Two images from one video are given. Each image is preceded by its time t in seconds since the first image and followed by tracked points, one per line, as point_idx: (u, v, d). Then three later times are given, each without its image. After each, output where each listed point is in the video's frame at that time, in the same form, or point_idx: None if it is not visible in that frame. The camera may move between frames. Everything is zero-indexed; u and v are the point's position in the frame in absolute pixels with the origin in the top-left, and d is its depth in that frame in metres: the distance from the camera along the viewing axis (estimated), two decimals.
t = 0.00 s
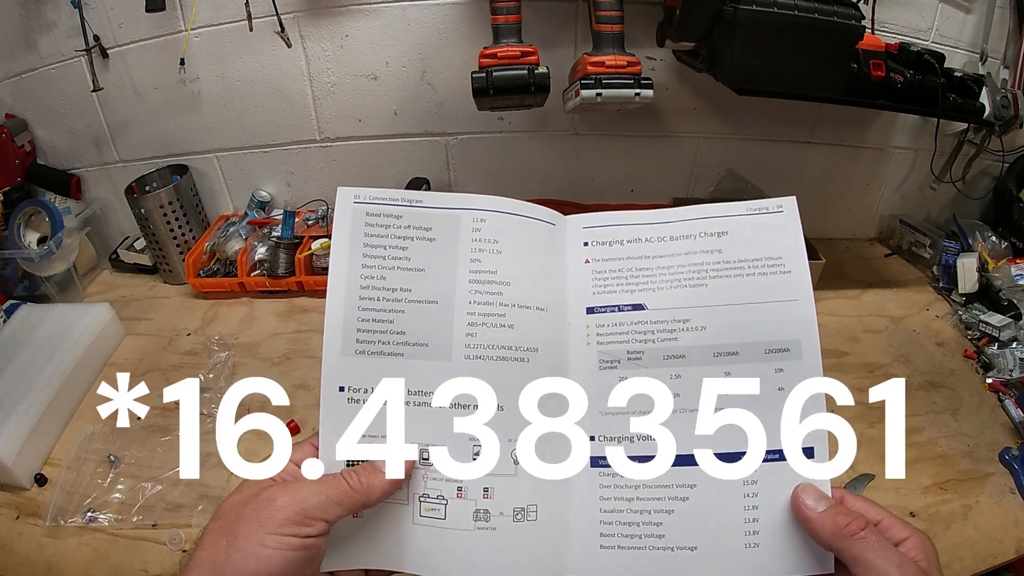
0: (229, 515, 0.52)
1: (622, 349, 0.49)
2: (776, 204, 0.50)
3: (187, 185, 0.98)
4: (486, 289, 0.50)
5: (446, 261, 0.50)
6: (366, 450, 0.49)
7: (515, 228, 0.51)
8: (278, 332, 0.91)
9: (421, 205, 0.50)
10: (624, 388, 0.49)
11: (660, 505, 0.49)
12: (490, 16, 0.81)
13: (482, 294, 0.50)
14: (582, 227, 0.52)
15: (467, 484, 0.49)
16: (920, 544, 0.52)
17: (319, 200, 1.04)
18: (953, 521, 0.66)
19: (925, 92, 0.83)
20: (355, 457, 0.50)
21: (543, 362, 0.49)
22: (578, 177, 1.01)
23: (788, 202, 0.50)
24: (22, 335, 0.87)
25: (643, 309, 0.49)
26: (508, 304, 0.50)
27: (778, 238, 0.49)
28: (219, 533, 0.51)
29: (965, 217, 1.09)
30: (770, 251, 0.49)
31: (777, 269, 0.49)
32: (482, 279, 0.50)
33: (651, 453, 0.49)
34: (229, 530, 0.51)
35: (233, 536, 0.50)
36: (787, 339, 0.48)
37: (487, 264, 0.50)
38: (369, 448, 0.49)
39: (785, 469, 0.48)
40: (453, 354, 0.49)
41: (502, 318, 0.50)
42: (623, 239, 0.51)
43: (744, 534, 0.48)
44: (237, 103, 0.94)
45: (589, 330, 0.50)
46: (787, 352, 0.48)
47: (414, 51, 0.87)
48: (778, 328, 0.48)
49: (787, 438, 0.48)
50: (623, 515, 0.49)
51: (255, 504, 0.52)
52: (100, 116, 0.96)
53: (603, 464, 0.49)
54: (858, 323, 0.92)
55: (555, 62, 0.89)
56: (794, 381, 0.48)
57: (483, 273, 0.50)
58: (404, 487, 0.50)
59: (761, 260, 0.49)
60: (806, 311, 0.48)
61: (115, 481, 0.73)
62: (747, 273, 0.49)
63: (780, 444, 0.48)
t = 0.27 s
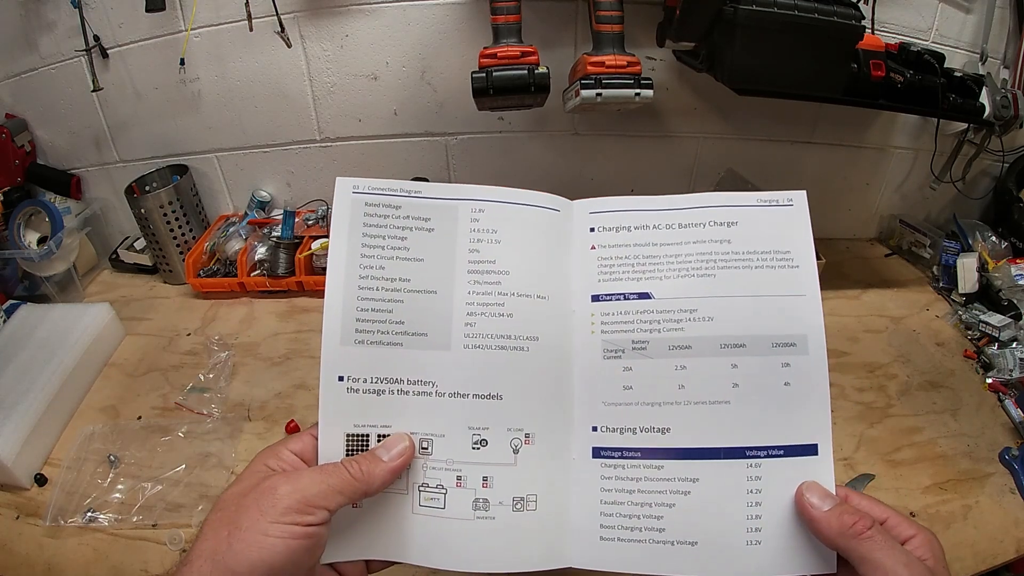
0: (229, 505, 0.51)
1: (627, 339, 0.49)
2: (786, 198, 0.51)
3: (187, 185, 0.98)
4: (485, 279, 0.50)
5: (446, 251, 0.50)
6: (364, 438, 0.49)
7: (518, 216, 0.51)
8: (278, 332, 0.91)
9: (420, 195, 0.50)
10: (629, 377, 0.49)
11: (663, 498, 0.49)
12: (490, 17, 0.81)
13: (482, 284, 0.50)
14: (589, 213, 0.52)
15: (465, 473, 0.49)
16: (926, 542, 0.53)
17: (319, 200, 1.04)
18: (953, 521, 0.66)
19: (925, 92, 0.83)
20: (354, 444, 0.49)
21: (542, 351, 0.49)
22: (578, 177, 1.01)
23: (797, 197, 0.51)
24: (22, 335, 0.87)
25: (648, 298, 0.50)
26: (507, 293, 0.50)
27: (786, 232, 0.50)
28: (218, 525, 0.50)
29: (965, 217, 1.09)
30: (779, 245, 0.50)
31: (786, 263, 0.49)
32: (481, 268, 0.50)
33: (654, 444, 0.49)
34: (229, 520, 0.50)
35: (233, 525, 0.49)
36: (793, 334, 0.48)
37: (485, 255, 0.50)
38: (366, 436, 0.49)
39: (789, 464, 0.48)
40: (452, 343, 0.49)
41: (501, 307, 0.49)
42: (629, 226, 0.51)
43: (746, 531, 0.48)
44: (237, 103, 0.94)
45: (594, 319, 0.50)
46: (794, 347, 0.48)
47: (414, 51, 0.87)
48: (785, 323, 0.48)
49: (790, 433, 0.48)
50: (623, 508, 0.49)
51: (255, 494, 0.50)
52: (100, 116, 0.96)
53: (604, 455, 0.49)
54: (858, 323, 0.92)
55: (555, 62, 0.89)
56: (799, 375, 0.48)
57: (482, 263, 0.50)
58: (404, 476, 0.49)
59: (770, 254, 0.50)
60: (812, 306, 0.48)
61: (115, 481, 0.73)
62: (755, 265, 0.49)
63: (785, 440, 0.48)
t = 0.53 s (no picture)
0: (233, 504, 0.51)
1: (633, 339, 0.49)
2: (786, 210, 0.52)
3: (187, 185, 0.98)
4: (491, 279, 0.50)
5: (451, 251, 0.50)
6: (368, 438, 0.49)
7: (524, 217, 0.51)
8: (278, 332, 0.91)
9: (426, 197, 0.51)
10: (636, 378, 0.49)
11: (670, 502, 0.48)
12: (490, 16, 0.81)
13: (486, 284, 0.50)
14: (595, 214, 0.53)
15: (469, 474, 0.49)
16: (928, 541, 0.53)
17: (319, 200, 1.04)
18: (953, 521, 0.66)
19: (925, 92, 0.83)
20: (357, 445, 0.49)
21: (546, 351, 0.50)
22: (578, 177, 1.01)
23: (796, 209, 0.52)
24: (22, 335, 0.87)
25: (655, 298, 0.50)
26: (512, 293, 0.50)
27: (788, 240, 0.51)
28: (222, 525, 0.50)
29: (965, 217, 1.09)
30: (780, 253, 0.51)
31: (786, 270, 0.51)
32: (486, 269, 0.50)
33: (661, 446, 0.48)
34: (233, 519, 0.50)
35: (237, 525, 0.49)
36: (796, 338, 0.49)
37: (490, 255, 0.50)
38: (369, 436, 0.49)
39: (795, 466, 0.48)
40: (456, 344, 0.49)
41: (506, 308, 0.50)
42: (635, 227, 0.52)
43: (756, 534, 0.48)
44: (237, 103, 0.93)
45: (600, 319, 0.50)
46: (798, 351, 0.49)
47: (414, 51, 0.87)
48: (788, 327, 0.49)
49: (796, 435, 0.48)
50: (630, 512, 0.48)
51: (259, 493, 0.50)
52: (100, 116, 0.96)
53: (609, 458, 0.49)
54: (858, 323, 0.92)
55: (555, 62, 0.89)
56: (804, 380, 0.49)
57: (487, 263, 0.50)
58: (407, 477, 0.49)
59: (771, 260, 0.51)
60: (812, 312, 0.50)
61: (115, 481, 0.72)
62: (758, 270, 0.50)
63: (791, 442, 0.48)
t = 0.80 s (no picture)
0: (235, 506, 0.51)
1: (633, 338, 0.49)
2: (783, 209, 0.52)
3: (187, 185, 0.98)
4: (492, 280, 0.50)
5: (452, 252, 0.50)
6: (370, 440, 0.49)
7: (523, 218, 0.51)
8: (278, 332, 0.91)
9: (424, 199, 0.51)
10: (636, 377, 0.49)
11: (670, 501, 0.48)
12: (490, 16, 0.81)
13: (488, 285, 0.50)
14: (594, 216, 0.53)
15: (471, 475, 0.49)
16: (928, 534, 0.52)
17: (319, 200, 1.04)
18: (953, 521, 0.66)
19: (925, 92, 0.83)
20: (359, 447, 0.49)
21: (548, 352, 0.50)
22: (578, 177, 1.01)
23: (793, 209, 0.53)
24: (22, 335, 0.87)
25: (655, 298, 0.50)
26: (513, 294, 0.50)
27: (786, 238, 0.52)
28: (223, 526, 0.50)
29: (965, 217, 1.09)
30: (777, 251, 0.51)
31: (782, 268, 0.51)
32: (487, 270, 0.50)
33: (662, 444, 0.48)
34: (235, 521, 0.49)
35: (240, 526, 0.49)
36: (795, 335, 0.49)
37: (491, 256, 0.51)
38: (371, 437, 0.49)
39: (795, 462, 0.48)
40: (457, 345, 0.49)
41: (507, 308, 0.50)
42: (635, 228, 0.52)
43: (760, 531, 0.48)
44: (237, 103, 0.93)
45: (600, 319, 0.50)
46: (797, 348, 0.49)
47: (414, 51, 0.87)
48: (786, 324, 0.50)
49: (798, 431, 0.48)
50: (632, 511, 0.48)
51: (261, 494, 0.50)
52: (100, 116, 0.96)
53: (611, 457, 0.49)
54: (858, 323, 0.92)
55: (555, 62, 0.88)
56: (803, 377, 0.49)
57: (488, 264, 0.50)
58: (410, 478, 0.49)
59: (769, 259, 0.51)
60: (809, 311, 0.50)
61: (115, 481, 0.72)
62: (757, 269, 0.51)
63: (792, 438, 0.48)
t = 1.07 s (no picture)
0: (242, 512, 0.51)
1: (618, 345, 0.51)
2: (747, 212, 0.53)
3: (187, 185, 0.98)
4: (494, 287, 0.51)
5: (456, 260, 0.51)
6: (377, 447, 0.48)
7: (514, 232, 0.54)
8: (278, 332, 0.91)
9: (431, 207, 0.52)
10: (624, 380, 0.50)
11: (667, 490, 0.48)
12: (490, 16, 0.81)
13: (493, 292, 0.51)
14: (572, 239, 0.55)
15: (480, 479, 0.48)
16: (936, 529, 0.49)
17: (319, 200, 1.04)
18: (953, 521, 0.66)
19: (925, 92, 0.83)
20: (367, 454, 0.49)
21: (546, 357, 0.51)
22: (578, 177, 1.01)
23: (758, 210, 0.53)
24: (22, 335, 0.87)
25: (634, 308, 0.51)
26: (515, 302, 0.51)
27: (752, 240, 0.52)
28: (230, 532, 0.49)
29: (965, 217, 1.09)
30: (745, 252, 0.52)
31: (754, 267, 0.51)
32: (490, 279, 0.51)
33: (651, 439, 0.49)
34: (241, 528, 0.49)
35: (245, 533, 0.49)
36: (769, 327, 0.50)
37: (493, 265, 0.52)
38: (378, 444, 0.48)
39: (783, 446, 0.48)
40: (464, 350, 0.49)
41: (510, 315, 0.51)
42: (612, 248, 0.54)
43: (749, 512, 0.47)
44: (236, 103, 0.93)
45: (585, 331, 0.52)
46: (772, 338, 0.50)
47: (414, 51, 0.87)
48: (761, 318, 0.50)
49: (778, 416, 0.48)
50: (630, 502, 0.48)
51: (268, 501, 0.50)
52: (100, 115, 0.96)
53: (606, 455, 0.49)
54: (858, 323, 0.92)
55: (555, 62, 0.88)
56: (780, 363, 0.49)
57: (490, 273, 0.52)
58: (417, 485, 0.49)
59: (738, 261, 0.52)
60: (783, 303, 0.50)
61: (115, 481, 0.72)
62: (728, 271, 0.51)
63: (769, 422, 0.48)
